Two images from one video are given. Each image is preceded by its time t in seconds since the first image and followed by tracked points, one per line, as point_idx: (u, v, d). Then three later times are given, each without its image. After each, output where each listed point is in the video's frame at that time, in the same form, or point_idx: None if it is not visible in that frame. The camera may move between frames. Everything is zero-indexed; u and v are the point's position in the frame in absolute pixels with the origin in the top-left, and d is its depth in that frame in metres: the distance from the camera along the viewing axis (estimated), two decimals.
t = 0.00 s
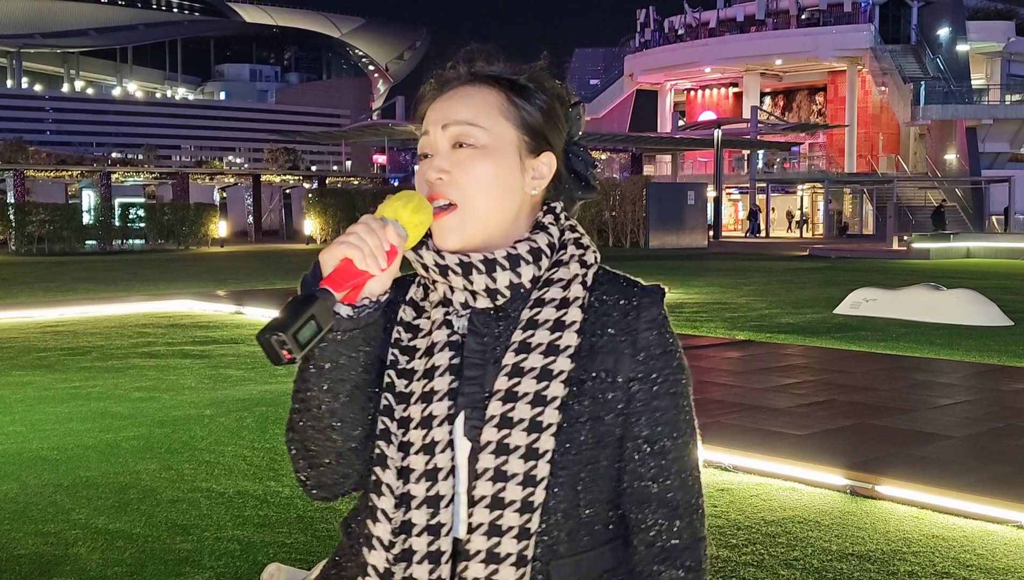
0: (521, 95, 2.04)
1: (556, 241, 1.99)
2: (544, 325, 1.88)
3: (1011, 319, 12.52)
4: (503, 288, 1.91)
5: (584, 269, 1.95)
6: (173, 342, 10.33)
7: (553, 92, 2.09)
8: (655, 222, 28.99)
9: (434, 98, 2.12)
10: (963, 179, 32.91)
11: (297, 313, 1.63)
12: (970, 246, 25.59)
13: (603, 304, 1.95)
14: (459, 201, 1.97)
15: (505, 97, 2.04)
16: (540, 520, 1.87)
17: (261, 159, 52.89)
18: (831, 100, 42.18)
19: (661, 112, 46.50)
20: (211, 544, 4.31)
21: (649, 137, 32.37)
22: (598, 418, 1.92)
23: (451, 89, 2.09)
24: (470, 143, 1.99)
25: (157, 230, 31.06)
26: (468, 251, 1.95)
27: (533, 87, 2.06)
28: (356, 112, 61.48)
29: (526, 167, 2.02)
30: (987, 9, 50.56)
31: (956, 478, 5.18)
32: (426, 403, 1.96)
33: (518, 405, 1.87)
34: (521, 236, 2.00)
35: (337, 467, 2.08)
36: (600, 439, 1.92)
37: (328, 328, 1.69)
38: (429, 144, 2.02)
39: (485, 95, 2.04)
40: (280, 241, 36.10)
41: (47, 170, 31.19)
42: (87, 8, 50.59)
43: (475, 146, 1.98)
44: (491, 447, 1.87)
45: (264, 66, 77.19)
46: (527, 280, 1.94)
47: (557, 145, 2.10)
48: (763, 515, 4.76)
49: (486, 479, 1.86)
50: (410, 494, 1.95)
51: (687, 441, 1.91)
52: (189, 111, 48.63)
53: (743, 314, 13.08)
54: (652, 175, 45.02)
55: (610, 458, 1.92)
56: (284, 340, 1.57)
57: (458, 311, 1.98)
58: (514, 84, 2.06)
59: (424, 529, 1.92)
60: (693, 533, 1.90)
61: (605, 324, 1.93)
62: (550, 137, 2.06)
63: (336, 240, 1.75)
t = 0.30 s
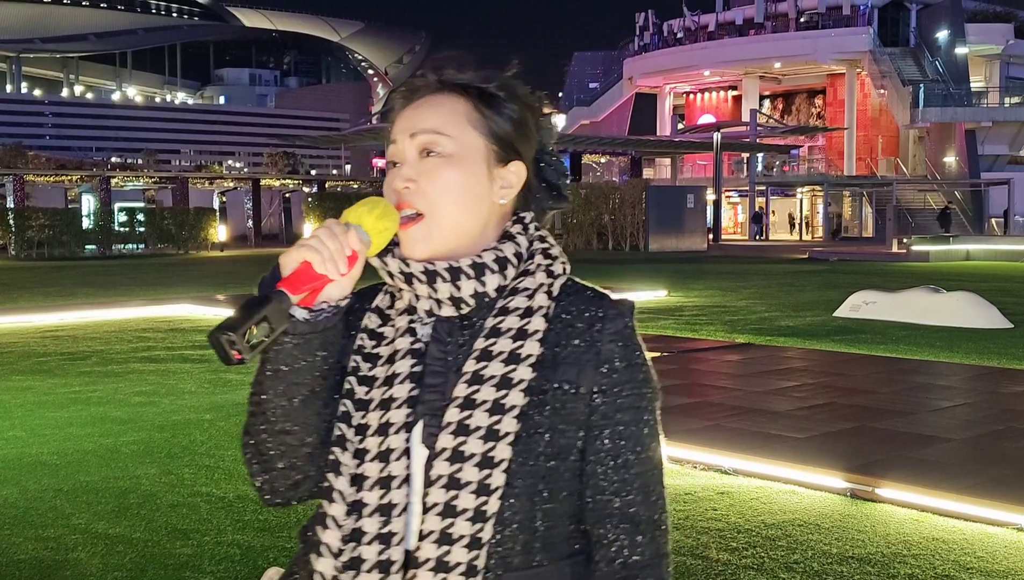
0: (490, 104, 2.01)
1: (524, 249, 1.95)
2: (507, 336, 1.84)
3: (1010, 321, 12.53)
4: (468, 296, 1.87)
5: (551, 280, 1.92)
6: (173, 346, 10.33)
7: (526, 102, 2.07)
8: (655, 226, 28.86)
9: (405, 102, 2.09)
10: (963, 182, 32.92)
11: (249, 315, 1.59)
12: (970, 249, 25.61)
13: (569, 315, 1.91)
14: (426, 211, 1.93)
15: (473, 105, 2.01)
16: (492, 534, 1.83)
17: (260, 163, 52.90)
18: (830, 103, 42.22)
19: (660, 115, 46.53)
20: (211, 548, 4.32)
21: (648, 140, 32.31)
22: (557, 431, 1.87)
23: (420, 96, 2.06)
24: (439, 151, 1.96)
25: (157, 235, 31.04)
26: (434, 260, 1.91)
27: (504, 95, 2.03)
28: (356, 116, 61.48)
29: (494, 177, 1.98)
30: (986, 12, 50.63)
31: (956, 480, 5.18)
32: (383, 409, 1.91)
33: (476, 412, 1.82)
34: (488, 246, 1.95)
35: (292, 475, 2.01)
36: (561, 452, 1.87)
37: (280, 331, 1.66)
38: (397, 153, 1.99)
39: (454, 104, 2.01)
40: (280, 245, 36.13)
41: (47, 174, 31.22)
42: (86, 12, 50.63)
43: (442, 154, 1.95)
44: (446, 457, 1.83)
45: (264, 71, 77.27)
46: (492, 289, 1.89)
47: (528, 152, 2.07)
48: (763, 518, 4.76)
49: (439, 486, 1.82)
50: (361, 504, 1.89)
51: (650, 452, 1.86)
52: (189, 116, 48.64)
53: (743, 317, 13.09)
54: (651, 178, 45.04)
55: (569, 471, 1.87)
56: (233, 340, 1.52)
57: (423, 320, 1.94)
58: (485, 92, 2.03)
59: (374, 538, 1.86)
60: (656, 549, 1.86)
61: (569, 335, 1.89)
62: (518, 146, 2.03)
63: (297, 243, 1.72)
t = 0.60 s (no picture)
0: (456, 109, 1.99)
1: (496, 257, 1.93)
2: (480, 343, 1.84)
3: (1010, 324, 12.53)
4: (440, 304, 1.85)
5: (525, 287, 1.91)
6: (173, 350, 10.31)
7: (494, 106, 2.05)
8: (654, 228, 28.90)
9: (370, 108, 2.06)
10: (962, 184, 32.92)
11: (219, 318, 1.55)
12: (970, 251, 25.64)
13: (543, 323, 1.89)
14: (394, 219, 1.90)
15: (439, 111, 1.99)
16: (466, 547, 1.80)
17: (260, 167, 52.89)
18: (830, 105, 42.23)
19: (660, 118, 46.56)
20: (211, 552, 4.31)
21: (647, 144, 32.32)
22: (532, 441, 1.84)
23: (386, 103, 2.04)
24: (407, 157, 1.93)
25: (157, 239, 31.05)
26: (405, 266, 1.89)
27: (471, 98, 2.02)
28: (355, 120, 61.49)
29: (462, 182, 1.96)
30: (985, 15, 50.67)
31: (956, 482, 5.18)
32: (354, 416, 1.90)
33: (451, 421, 1.81)
34: (459, 253, 1.93)
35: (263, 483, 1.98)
36: (535, 461, 1.83)
37: (253, 336, 1.62)
38: (364, 161, 1.96)
39: (417, 109, 1.99)
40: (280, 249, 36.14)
41: (47, 179, 31.25)
42: (86, 17, 50.68)
43: (407, 162, 1.93)
44: (419, 465, 1.81)
45: (263, 75, 77.36)
46: (465, 296, 1.88)
47: (496, 156, 2.05)
48: (764, 521, 4.76)
49: (412, 494, 1.80)
50: (331, 514, 1.88)
51: (623, 462, 1.84)
52: (189, 120, 48.66)
53: (742, 320, 13.10)
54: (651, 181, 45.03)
55: (542, 479, 1.83)
56: (203, 344, 1.50)
57: (395, 328, 1.93)
58: (453, 96, 2.01)
59: (343, 548, 1.86)
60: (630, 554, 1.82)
61: (543, 343, 1.87)
62: (488, 149, 2.01)
63: (271, 250, 1.71)
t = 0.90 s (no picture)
0: (438, 105, 2.00)
1: (485, 257, 1.95)
2: (477, 346, 1.84)
3: (1011, 325, 12.52)
4: (433, 307, 1.86)
5: (518, 287, 1.92)
6: (174, 351, 10.32)
7: (471, 100, 2.05)
8: (655, 230, 28.92)
9: (348, 112, 2.06)
10: (964, 186, 32.90)
11: (216, 332, 1.55)
12: (971, 253, 25.61)
13: (539, 320, 1.90)
14: (384, 222, 1.90)
15: (422, 109, 1.99)
16: (475, 551, 1.81)
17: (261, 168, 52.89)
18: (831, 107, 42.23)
19: (660, 120, 46.56)
20: (213, 552, 4.31)
21: (648, 144, 32.25)
22: (537, 440, 1.85)
23: (363, 106, 2.04)
24: (396, 159, 1.93)
25: (157, 241, 31.03)
26: (395, 272, 1.90)
27: (451, 95, 2.02)
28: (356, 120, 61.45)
29: (449, 180, 1.97)
30: (986, 16, 50.63)
31: (956, 484, 5.18)
32: (352, 422, 1.91)
33: (452, 425, 1.81)
34: (448, 255, 1.94)
35: (257, 494, 1.99)
36: (537, 463, 1.85)
37: (251, 349, 1.62)
38: (347, 166, 1.97)
39: (398, 110, 1.99)
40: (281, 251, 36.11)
41: (47, 180, 31.25)
42: (87, 18, 50.69)
43: (394, 164, 1.93)
44: (424, 473, 1.81)
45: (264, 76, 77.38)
46: (458, 298, 1.89)
47: (480, 154, 2.06)
48: (765, 522, 4.77)
49: (418, 503, 1.80)
50: (335, 525, 1.89)
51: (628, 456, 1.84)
52: (189, 121, 48.66)
53: (743, 321, 13.10)
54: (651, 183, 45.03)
55: (547, 480, 1.85)
56: (206, 358, 1.51)
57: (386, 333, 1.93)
58: (433, 95, 2.01)
59: (350, 559, 1.87)
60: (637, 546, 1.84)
61: (541, 342, 1.88)
62: (472, 148, 2.02)
63: (263, 257, 1.71)
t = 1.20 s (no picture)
0: (450, 100, 1.97)
1: (502, 252, 1.92)
2: (493, 341, 1.81)
3: (1012, 325, 12.51)
4: (446, 306, 1.84)
5: (535, 281, 1.89)
6: (175, 352, 10.33)
7: (484, 93, 2.02)
8: (656, 230, 28.93)
9: (359, 107, 2.03)
10: (965, 185, 32.89)
11: (219, 339, 1.55)
12: (972, 253, 25.63)
13: (558, 315, 1.86)
14: (396, 223, 1.88)
15: (435, 104, 1.96)
16: (493, 552, 1.79)
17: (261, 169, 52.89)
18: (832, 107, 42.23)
19: (661, 120, 46.52)
20: (214, 553, 4.32)
21: (649, 145, 32.24)
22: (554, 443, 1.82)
23: (373, 101, 2.02)
24: (406, 157, 1.91)
25: (158, 242, 30.99)
26: (408, 273, 1.88)
27: (463, 88, 1.99)
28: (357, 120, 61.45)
29: (464, 176, 1.94)
30: (988, 16, 50.60)
31: (956, 485, 5.17)
32: (367, 425, 1.88)
33: (468, 424, 1.79)
34: (465, 251, 1.91)
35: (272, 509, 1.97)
36: (558, 461, 1.82)
37: (257, 355, 1.62)
38: (358, 164, 1.95)
39: (409, 103, 1.97)
40: (282, 252, 36.10)
41: (48, 181, 31.22)
42: (87, 18, 50.67)
43: (406, 161, 1.90)
44: (436, 477, 1.78)
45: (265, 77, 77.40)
46: (475, 297, 1.85)
47: (493, 147, 2.03)
48: (765, 522, 4.77)
49: (434, 506, 1.77)
50: (351, 531, 1.86)
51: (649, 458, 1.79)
52: (190, 122, 48.61)
53: (744, 322, 13.09)
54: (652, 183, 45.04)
55: (569, 476, 1.81)
56: (210, 367, 1.51)
57: (402, 334, 1.91)
58: (444, 88, 1.99)
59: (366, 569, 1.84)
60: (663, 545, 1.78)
61: (558, 337, 1.84)
62: (485, 142, 1.99)
63: (267, 261, 1.71)
